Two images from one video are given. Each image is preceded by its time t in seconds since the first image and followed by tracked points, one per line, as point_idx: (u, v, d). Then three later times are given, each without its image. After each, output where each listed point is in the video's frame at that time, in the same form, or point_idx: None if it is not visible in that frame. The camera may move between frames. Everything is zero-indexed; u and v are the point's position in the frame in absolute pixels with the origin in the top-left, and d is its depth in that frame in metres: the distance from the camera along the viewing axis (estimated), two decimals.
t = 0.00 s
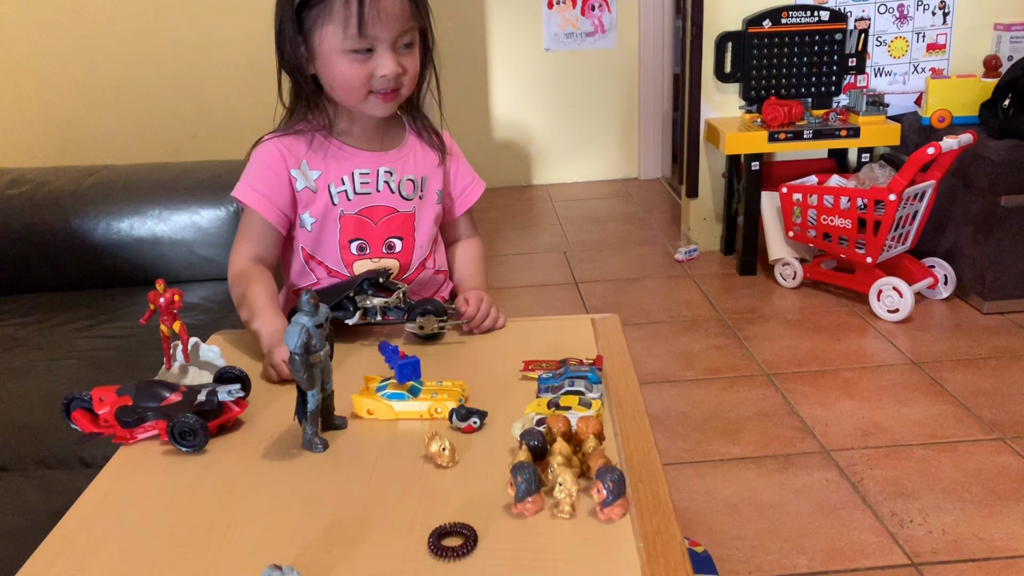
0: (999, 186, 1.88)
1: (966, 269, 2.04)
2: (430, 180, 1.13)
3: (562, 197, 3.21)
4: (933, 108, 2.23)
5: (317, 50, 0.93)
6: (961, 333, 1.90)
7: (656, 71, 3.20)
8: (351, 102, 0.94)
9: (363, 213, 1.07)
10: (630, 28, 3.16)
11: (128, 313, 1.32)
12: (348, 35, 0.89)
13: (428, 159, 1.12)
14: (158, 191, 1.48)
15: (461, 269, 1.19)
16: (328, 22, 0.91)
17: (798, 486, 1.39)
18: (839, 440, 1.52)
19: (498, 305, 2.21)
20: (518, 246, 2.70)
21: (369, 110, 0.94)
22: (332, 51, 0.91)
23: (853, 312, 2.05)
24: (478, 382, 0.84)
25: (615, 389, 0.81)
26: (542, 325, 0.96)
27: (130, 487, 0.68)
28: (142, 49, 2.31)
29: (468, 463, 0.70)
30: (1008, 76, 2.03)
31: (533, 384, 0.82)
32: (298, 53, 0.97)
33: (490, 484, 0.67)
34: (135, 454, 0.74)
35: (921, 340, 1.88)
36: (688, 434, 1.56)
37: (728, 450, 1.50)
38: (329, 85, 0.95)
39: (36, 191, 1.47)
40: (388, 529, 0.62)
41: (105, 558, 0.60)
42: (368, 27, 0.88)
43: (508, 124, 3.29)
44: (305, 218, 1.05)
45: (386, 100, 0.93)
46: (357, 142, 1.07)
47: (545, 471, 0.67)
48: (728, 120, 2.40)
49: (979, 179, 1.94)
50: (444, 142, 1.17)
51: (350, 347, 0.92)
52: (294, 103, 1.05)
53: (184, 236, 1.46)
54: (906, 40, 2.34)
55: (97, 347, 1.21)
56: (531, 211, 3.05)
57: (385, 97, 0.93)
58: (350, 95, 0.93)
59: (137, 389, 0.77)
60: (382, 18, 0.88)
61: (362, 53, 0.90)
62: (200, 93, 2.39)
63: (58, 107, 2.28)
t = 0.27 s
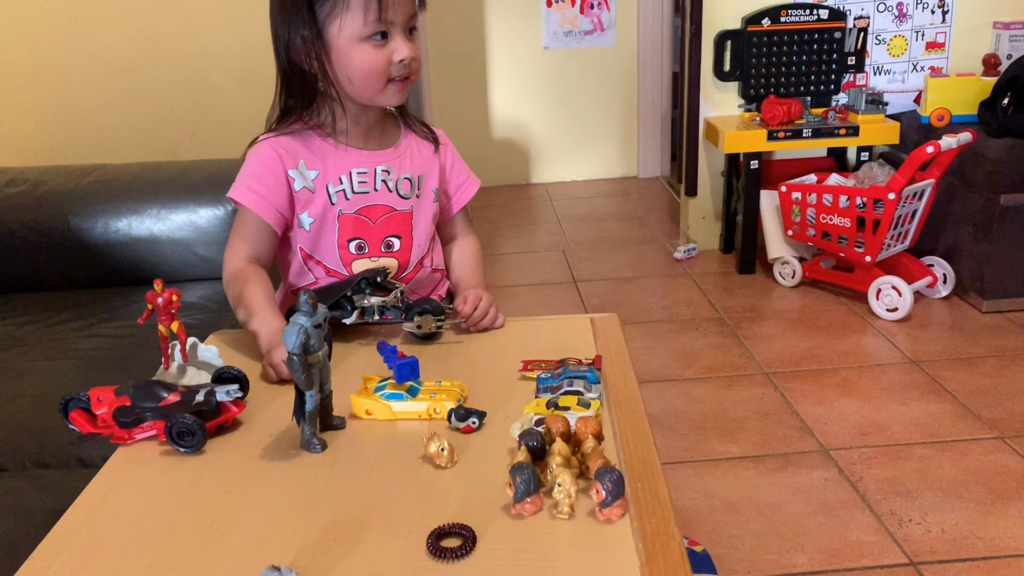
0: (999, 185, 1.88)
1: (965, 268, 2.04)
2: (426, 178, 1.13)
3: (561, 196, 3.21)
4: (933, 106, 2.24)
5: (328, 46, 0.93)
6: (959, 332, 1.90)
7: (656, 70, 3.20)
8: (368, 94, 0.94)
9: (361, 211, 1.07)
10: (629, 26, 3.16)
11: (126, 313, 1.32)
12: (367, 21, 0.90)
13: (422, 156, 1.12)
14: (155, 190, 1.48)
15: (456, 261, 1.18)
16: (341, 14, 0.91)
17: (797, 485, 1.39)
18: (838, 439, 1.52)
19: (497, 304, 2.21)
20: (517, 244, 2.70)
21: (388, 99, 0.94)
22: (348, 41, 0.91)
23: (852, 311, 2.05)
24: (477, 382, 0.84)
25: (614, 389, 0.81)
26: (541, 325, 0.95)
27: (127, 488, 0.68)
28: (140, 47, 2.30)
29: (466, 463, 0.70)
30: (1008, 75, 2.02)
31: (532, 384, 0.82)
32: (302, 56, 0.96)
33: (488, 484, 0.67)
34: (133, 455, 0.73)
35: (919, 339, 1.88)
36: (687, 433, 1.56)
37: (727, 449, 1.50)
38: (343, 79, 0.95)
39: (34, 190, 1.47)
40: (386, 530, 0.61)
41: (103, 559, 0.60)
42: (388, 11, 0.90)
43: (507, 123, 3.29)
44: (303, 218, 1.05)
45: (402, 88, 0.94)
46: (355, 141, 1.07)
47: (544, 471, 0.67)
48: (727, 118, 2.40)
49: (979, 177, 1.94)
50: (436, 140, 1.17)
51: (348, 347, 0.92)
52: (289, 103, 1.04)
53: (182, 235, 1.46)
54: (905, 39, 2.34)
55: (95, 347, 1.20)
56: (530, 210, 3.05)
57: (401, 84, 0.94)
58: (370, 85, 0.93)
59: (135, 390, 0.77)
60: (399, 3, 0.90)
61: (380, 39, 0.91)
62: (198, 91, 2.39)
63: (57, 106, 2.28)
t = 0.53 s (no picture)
0: (999, 189, 1.88)
1: (965, 271, 2.04)
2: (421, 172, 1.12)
3: (562, 198, 3.21)
4: (933, 110, 2.23)
5: (314, 56, 0.94)
6: (960, 335, 1.90)
7: (657, 73, 3.21)
8: (349, 108, 0.95)
9: (354, 205, 1.08)
10: (630, 29, 3.17)
11: (128, 315, 1.32)
12: (343, 41, 0.89)
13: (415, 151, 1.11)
14: (156, 192, 1.48)
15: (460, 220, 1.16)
16: (325, 29, 0.90)
17: (797, 488, 1.39)
18: (838, 442, 1.52)
19: (498, 306, 2.21)
20: (518, 247, 2.70)
21: (366, 115, 0.94)
22: (329, 57, 0.91)
23: (853, 314, 2.05)
24: (478, 384, 0.84)
25: (614, 393, 0.81)
26: (542, 327, 0.96)
27: (129, 489, 0.68)
28: (142, 49, 2.31)
29: (467, 466, 0.70)
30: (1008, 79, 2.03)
31: (532, 387, 0.82)
32: (297, 62, 0.97)
33: (489, 487, 0.67)
34: (133, 457, 0.74)
35: (920, 342, 1.88)
36: (688, 436, 1.56)
37: (727, 452, 1.50)
38: (326, 90, 0.95)
39: (36, 192, 1.48)
40: (387, 533, 0.62)
41: (105, 562, 0.60)
42: (365, 34, 0.88)
43: (508, 125, 3.29)
44: (298, 209, 1.06)
45: (382, 105, 0.94)
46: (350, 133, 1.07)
47: (545, 475, 0.67)
48: (727, 121, 2.41)
49: (980, 181, 1.94)
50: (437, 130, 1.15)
51: (348, 349, 0.92)
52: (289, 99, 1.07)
53: (183, 237, 1.46)
54: (906, 42, 2.34)
55: (97, 349, 1.21)
56: (530, 212, 3.05)
57: (380, 102, 0.93)
58: (348, 100, 0.93)
59: (137, 392, 0.77)
60: (378, 25, 0.88)
61: (359, 59, 0.90)
62: (200, 94, 2.39)
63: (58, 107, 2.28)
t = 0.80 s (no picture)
0: (1002, 198, 1.88)
1: (967, 279, 2.04)
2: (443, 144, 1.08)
3: (565, 204, 3.22)
4: (936, 119, 2.24)
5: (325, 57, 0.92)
6: (962, 343, 1.91)
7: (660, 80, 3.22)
8: (360, 109, 0.94)
9: (372, 170, 1.05)
10: (634, 37, 3.19)
11: (133, 319, 1.33)
12: (352, 46, 0.87)
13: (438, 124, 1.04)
14: (162, 197, 1.49)
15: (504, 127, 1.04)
16: (335, 32, 0.89)
17: (799, 496, 1.39)
18: (840, 450, 1.52)
19: (500, 312, 2.22)
20: (521, 253, 2.70)
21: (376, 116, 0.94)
22: (340, 60, 0.90)
23: (855, 321, 2.06)
24: (482, 390, 0.84)
25: (618, 399, 0.81)
26: (547, 333, 0.96)
27: (136, 494, 0.69)
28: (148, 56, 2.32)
29: (471, 471, 0.70)
30: (1011, 88, 2.03)
31: (536, 394, 0.83)
32: (309, 62, 0.96)
33: (493, 493, 0.67)
34: (140, 460, 0.74)
35: (922, 350, 1.89)
36: (690, 442, 1.56)
37: (730, 459, 1.50)
38: (337, 90, 0.94)
39: (43, 197, 1.49)
40: (391, 538, 0.62)
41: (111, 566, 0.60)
42: (375, 39, 0.87)
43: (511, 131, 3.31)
44: (315, 164, 1.04)
45: (391, 109, 0.93)
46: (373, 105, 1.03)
47: (548, 481, 0.67)
48: (729, 128, 2.42)
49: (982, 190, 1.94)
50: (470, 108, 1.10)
51: (353, 355, 0.92)
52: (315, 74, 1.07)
53: (188, 242, 1.47)
54: (909, 51, 2.35)
55: (103, 352, 1.22)
56: (533, 218, 3.06)
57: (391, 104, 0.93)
58: (357, 102, 0.93)
59: (143, 396, 0.78)
60: (389, 32, 0.86)
61: (370, 64, 0.88)
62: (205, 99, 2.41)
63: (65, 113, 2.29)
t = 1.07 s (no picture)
0: (1005, 209, 1.89)
1: (970, 291, 2.04)
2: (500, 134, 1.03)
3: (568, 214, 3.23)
4: (939, 130, 2.24)
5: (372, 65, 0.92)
6: (965, 355, 1.91)
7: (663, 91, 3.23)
8: (406, 116, 0.94)
9: (426, 159, 1.03)
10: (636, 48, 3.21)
11: (137, 327, 1.34)
12: (394, 54, 0.87)
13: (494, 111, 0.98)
14: (167, 206, 1.49)
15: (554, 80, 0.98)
16: (378, 41, 0.89)
17: (802, 507, 1.39)
18: (843, 461, 1.52)
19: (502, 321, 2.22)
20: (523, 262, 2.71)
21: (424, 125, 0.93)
22: (386, 68, 0.89)
23: (857, 332, 2.06)
24: (485, 399, 0.84)
25: (622, 410, 0.81)
26: (550, 342, 0.96)
27: (141, 502, 0.69)
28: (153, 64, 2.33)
29: (475, 481, 0.70)
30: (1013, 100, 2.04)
31: (540, 404, 0.83)
32: (362, 71, 0.96)
33: (497, 502, 0.67)
34: (145, 469, 0.74)
35: (925, 361, 1.89)
36: (692, 453, 1.56)
37: (732, 470, 1.50)
38: (384, 98, 0.94)
39: (48, 205, 1.50)
40: (396, 547, 0.62)
41: (118, 575, 0.60)
42: (415, 46, 0.86)
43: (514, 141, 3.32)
44: (374, 152, 1.04)
45: (435, 116, 0.92)
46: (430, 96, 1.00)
47: (552, 491, 0.67)
48: (731, 139, 2.43)
49: (985, 201, 1.95)
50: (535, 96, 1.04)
51: (356, 364, 0.93)
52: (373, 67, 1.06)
53: (192, 251, 1.48)
54: (911, 62, 2.36)
55: (107, 360, 1.22)
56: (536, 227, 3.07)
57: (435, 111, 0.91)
58: (403, 109, 0.92)
59: (148, 405, 0.78)
60: (429, 38, 0.85)
61: (413, 71, 0.88)
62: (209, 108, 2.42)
63: (70, 121, 2.30)
